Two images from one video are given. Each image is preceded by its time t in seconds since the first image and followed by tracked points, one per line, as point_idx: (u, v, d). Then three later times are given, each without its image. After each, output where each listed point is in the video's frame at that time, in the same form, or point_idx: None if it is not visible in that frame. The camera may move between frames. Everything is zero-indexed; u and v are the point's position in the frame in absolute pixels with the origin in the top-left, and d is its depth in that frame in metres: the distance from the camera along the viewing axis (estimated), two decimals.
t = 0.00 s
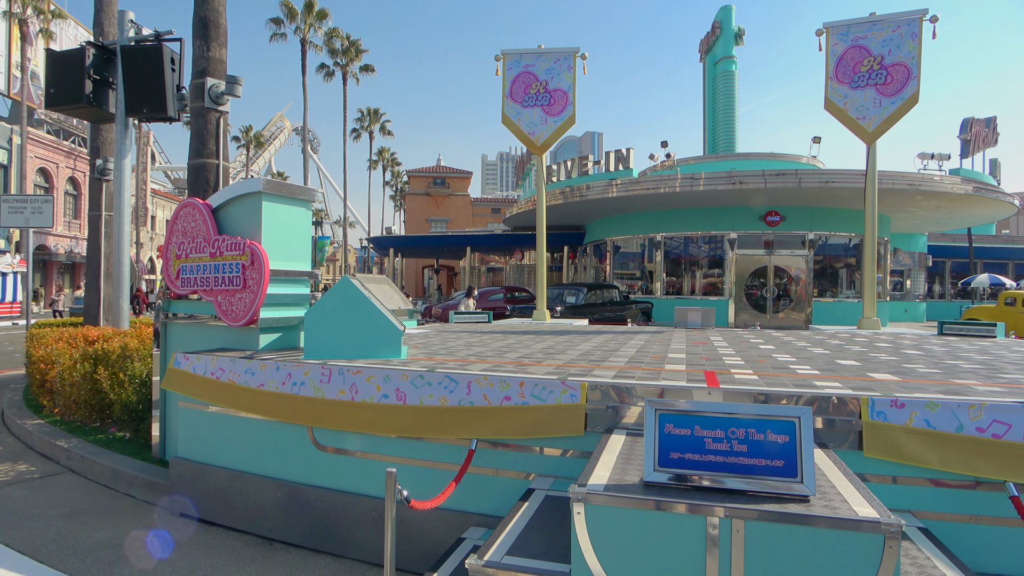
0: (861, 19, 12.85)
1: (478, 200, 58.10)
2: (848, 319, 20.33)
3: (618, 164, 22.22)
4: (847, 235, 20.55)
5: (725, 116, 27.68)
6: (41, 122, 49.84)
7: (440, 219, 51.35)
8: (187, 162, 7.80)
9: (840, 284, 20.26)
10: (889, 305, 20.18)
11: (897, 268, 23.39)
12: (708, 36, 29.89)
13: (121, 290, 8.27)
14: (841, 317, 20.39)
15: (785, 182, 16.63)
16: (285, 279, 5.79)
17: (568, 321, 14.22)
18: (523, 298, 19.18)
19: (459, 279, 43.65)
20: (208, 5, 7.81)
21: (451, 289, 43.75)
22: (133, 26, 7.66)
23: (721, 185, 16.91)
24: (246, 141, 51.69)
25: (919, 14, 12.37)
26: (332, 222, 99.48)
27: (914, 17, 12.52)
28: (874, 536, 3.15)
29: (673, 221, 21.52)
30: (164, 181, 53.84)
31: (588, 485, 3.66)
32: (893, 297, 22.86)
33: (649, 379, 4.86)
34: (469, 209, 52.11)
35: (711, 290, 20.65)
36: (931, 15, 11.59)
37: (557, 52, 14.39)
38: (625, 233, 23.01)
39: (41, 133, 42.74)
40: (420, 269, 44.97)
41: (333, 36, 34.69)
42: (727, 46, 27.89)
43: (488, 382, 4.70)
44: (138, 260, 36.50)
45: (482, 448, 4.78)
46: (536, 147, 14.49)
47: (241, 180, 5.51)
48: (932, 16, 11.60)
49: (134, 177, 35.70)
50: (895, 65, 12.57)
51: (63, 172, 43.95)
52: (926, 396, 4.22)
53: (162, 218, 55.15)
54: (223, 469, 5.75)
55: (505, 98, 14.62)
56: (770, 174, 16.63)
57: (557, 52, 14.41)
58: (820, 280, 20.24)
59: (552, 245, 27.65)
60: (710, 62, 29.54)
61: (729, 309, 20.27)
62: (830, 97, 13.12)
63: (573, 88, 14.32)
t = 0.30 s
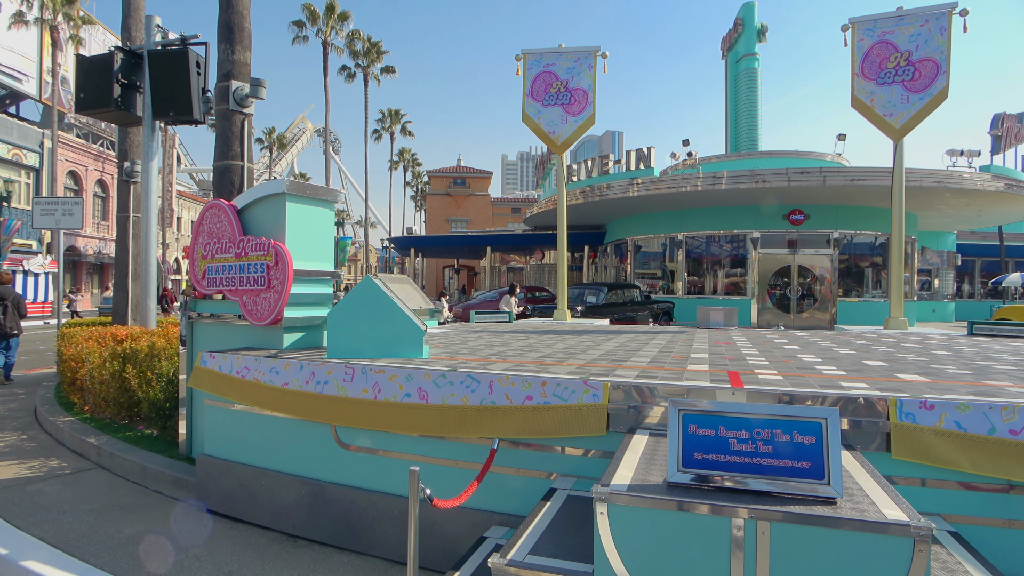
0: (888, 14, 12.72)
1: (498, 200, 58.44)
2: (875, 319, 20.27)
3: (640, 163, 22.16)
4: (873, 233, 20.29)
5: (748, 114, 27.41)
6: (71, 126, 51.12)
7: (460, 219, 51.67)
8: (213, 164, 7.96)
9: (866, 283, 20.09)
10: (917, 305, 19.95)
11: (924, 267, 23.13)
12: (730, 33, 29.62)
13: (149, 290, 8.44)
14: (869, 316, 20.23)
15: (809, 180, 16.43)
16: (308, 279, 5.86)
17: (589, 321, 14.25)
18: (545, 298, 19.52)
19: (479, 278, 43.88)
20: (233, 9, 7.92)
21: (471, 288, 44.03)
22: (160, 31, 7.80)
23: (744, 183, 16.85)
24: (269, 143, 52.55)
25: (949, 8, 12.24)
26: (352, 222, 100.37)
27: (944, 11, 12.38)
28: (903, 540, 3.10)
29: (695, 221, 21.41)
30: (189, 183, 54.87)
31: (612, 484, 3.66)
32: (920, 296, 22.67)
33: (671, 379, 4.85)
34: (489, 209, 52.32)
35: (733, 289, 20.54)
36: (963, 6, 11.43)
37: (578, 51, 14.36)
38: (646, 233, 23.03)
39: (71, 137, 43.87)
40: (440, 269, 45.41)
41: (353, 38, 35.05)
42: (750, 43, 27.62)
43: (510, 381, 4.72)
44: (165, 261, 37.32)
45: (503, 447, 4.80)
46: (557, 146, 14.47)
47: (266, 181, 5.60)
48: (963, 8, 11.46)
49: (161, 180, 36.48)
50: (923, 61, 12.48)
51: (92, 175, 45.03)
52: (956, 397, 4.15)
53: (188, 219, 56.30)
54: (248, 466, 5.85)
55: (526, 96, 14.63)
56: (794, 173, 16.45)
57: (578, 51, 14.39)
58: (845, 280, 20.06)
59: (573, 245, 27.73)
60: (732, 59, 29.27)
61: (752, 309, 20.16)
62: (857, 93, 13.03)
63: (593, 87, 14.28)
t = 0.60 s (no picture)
0: (916, 8, 12.56)
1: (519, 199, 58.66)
2: (902, 320, 20.13)
3: (661, 162, 22.10)
4: (899, 232, 20.11)
5: (771, 112, 27.15)
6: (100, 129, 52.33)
7: (481, 219, 51.95)
8: (236, 165, 8.07)
9: (892, 283, 19.99)
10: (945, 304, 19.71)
11: (953, 267, 23.31)
12: (752, 30, 29.33)
13: (174, 290, 8.59)
14: (895, 316, 20.17)
15: (834, 179, 16.29)
16: (330, 279, 5.92)
17: (611, 321, 14.29)
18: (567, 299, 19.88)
19: (499, 278, 44.13)
20: (256, 12, 8.03)
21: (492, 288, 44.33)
22: (184, 34, 7.92)
23: (767, 183, 16.76)
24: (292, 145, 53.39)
25: (980, 2, 12.06)
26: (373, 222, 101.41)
27: (975, 4, 12.20)
28: (932, 544, 3.04)
29: (717, 220, 21.28)
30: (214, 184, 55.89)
31: (635, 485, 3.64)
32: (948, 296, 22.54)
33: (694, 380, 4.83)
34: (510, 209, 52.48)
35: (756, 289, 20.32)
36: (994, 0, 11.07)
37: (599, 50, 14.30)
38: (667, 232, 22.93)
39: (100, 139, 44.84)
40: (461, 269, 45.81)
41: (374, 40, 35.37)
42: (773, 40, 27.34)
43: (531, 381, 4.72)
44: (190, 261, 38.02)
45: (525, 446, 4.82)
46: (578, 146, 14.46)
47: (290, 182, 5.66)
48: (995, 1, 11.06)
49: (186, 181, 37.19)
50: (952, 57, 12.34)
51: (119, 177, 45.95)
52: (987, 399, 4.07)
53: (212, 220, 57.35)
54: (272, 463, 5.93)
55: (547, 96, 14.63)
56: (818, 171, 16.32)
57: (598, 50, 14.33)
58: (871, 280, 19.99)
59: (593, 245, 27.80)
60: (755, 57, 28.99)
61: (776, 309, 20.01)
62: (883, 91, 12.94)
63: (615, 86, 14.23)
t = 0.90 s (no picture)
0: (941, 4, 12.39)
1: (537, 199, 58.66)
2: (927, 321, 19.90)
3: (681, 161, 21.99)
4: (923, 231, 19.90)
5: (793, 110, 26.85)
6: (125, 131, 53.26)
7: (499, 219, 52.08)
8: (258, 166, 8.17)
9: (916, 283, 19.77)
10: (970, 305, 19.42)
11: (978, 267, 23.03)
12: (773, 28, 29.04)
13: (196, 289, 8.72)
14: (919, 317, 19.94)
15: (856, 177, 16.09)
16: (349, 278, 5.97)
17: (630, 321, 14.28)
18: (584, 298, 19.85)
19: (517, 278, 44.23)
20: (277, 13, 8.11)
21: (510, 288, 44.45)
22: (207, 37, 8.02)
23: (789, 181, 16.60)
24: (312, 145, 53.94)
25: None
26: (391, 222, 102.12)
27: None
28: (958, 548, 2.99)
29: (736, 220, 21.15)
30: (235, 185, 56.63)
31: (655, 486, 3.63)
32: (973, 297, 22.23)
33: (714, 380, 4.80)
34: (528, 209, 52.54)
35: (776, 289, 20.21)
36: None
37: (618, 48, 14.23)
38: (686, 232, 22.80)
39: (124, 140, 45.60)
40: (479, 268, 46.01)
41: (393, 40, 35.54)
42: (795, 38, 27.04)
43: (550, 381, 4.74)
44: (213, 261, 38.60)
45: (543, 446, 4.83)
46: (597, 145, 14.43)
47: (310, 182, 5.72)
48: None
49: (208, 181, 37.69)
50: (979, 53, 12.14)
51: (142, 177, 46.69)
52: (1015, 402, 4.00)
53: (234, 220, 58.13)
54: (291, 461, 6.01)
55: (566, 96, 14.61)
56: (840, 170, 16.13)
57: (618, 48, 14.25)
58: (894, 280, 19.80)
59: (612, 245, 27.77)
60: (776, 54, 28.69)
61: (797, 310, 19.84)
62: (908, 88, 12.73)
63: (634, 85, 14.16)
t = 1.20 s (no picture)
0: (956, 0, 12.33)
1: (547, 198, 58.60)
2: (940, 321, 19.70)
3: (691, 160, 21.92)
4: (937, 230, 19.74)
5: (804, 108, 26.70)
6: (137, 132, 53.67)
7: (509, 218, 52.13)
8: (269, 166, 8.22)
9: (929, 282, 19.62)
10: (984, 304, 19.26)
11: (992, 266, 22.88)
12: (785, 25, 28.90)
13: (208, 289, 8.79)
14: (933, 317, 19.76)
15: (868, 176, 15.95)
16: (359, 277, 5.99)
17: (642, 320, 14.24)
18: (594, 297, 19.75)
19: (527, 277, 44.23)
20: (288, 13, 8.14)
21: (521, 287, 44.47)
22: (218, 37, 8.06)
23: (800, 180, 16.50)
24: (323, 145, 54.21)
25: None
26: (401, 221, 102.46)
27: None
28: (973, 550, 2.95)
29: (747, 219, 21.05)
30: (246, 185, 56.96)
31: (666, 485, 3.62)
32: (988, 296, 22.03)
33: (726, 379, 4.78)
34: (538, 208, 52.54)
35: (788, 288, 20.14)
36: None
37: (628, 47, 14.17)
38: (696, 231, 22.70)
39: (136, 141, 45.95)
40: (489, 268, 46.08)
41: (403, 40, 35.57)
42: (806, 35, 26.90)
43: (560, 381, 4.74)
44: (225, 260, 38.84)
45: (553, 446, 4.83)
46: (607, 145, 14.42)
47: (321, 182, 5.74)
48: None
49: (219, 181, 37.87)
50: (994, 49, 12.01)
51: (154, 177, 47.10)
52: None
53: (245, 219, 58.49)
54: (302, 459, 6.05)
55: (576, 95, 14.59)
56: (852, 168, 16.00)
57: (628, 47, 14.19)
58: (907, 279, 19.65)
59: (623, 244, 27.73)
60: (788, 52, 28.55)
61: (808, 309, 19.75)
62: (921, 84, 12.66)
63: (644, 83, 14.11)
